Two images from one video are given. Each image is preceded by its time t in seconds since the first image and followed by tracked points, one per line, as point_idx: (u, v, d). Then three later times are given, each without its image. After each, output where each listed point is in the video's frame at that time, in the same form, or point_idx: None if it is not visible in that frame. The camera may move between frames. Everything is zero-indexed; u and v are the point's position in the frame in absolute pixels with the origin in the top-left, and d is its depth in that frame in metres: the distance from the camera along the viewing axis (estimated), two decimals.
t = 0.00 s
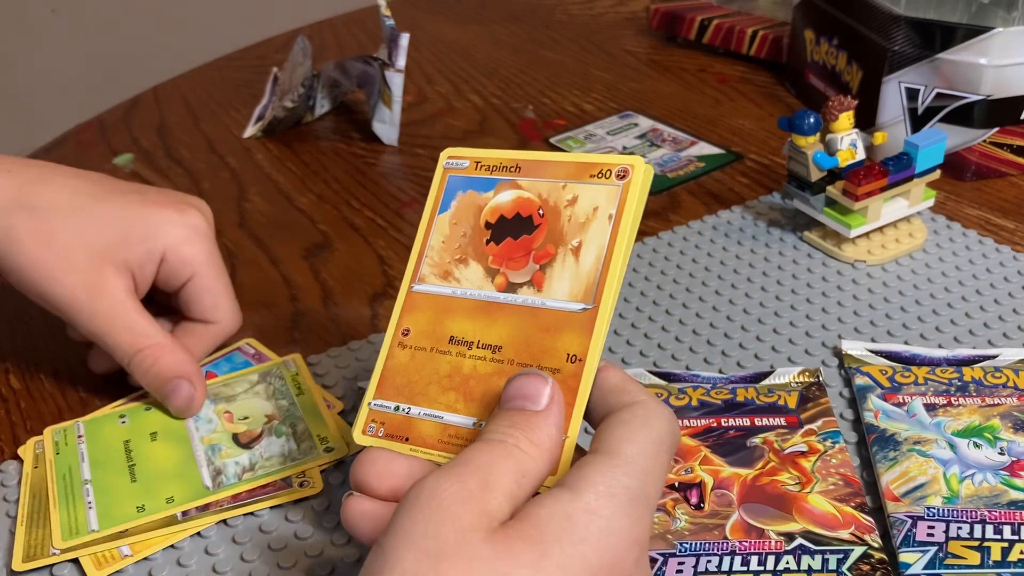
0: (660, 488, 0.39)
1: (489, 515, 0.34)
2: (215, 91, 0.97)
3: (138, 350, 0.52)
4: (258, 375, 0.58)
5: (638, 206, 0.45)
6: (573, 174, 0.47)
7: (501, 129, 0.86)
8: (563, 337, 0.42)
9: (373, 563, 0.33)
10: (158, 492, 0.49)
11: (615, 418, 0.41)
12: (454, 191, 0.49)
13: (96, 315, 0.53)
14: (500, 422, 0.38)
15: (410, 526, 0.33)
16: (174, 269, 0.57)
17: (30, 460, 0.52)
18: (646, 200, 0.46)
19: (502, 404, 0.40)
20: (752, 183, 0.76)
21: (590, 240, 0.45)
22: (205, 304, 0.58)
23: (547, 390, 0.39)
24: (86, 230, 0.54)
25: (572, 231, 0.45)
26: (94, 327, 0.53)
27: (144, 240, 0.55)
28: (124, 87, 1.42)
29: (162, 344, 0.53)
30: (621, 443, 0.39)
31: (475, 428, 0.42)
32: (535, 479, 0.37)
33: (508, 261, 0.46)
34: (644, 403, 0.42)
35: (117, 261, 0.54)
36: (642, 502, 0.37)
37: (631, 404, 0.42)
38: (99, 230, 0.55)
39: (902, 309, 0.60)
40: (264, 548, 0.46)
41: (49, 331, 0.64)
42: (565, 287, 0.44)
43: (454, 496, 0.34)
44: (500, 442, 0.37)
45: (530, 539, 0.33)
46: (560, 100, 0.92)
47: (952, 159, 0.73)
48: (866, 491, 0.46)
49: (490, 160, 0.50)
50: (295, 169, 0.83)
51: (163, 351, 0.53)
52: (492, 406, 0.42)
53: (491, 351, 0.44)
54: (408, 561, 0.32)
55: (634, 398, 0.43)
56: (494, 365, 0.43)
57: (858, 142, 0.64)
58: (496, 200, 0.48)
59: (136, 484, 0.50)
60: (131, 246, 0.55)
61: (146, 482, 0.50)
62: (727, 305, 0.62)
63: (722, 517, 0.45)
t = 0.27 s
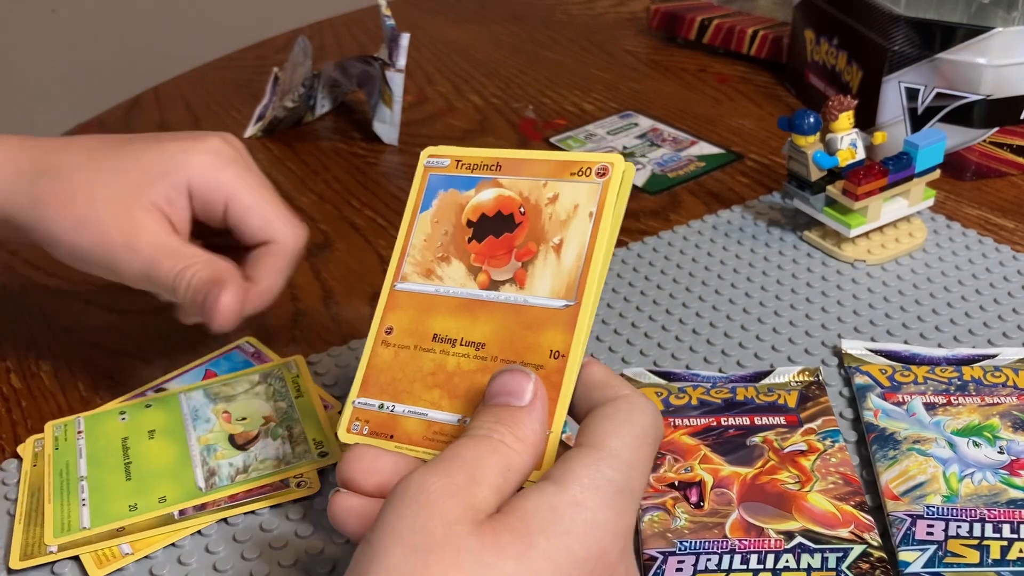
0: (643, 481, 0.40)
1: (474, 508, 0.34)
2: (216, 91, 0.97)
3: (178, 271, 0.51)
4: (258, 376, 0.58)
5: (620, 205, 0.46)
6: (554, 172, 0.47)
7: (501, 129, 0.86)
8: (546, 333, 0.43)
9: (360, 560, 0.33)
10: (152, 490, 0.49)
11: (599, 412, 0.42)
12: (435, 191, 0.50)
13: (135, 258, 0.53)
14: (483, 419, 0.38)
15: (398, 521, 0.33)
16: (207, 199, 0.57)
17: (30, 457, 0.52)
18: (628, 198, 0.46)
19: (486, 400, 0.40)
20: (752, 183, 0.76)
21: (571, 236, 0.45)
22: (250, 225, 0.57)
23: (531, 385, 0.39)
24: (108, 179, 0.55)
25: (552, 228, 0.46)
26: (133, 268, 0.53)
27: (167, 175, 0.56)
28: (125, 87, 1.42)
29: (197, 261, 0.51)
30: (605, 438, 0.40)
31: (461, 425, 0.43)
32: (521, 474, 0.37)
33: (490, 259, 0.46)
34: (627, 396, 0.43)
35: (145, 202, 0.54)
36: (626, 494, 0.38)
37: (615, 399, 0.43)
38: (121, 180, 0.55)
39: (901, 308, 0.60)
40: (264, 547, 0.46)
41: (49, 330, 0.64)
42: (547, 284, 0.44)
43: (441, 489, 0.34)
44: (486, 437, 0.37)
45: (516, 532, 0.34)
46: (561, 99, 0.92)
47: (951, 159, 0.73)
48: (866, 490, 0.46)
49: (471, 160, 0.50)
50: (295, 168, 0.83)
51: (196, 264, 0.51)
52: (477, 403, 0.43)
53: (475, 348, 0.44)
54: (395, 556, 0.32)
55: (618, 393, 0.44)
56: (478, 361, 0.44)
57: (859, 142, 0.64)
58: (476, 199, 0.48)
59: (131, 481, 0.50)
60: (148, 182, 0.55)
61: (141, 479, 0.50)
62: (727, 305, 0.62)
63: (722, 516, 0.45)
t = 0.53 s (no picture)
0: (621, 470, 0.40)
1: (457, 502, 0.34)
2: (216, 91, 0.97)
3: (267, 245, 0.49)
4: (258, 376, 0.58)
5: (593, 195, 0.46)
6: (527, 167, 0.48)
7: (502, 129, 0.86)
8: (522, 327, 0.43)
9: (344, 558, 0.32)
10: (152, 490, 0.49)
11: (578, 403, 0.42)
12: (409, 187, 0.50)
13: (220, 254, 0.51)
14: (462, 413, 0.38)
15: (379, 516, 0.33)
16: (280, 191, 0.56)
17: (29, 457, 0.52)
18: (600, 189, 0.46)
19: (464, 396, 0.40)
20: (751, 183, 0.76)
21: (545, 229, 0.45)
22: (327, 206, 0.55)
23: (508, 379, 0.39)
24: (170, 191, 0.54)
25: (527, 222, 0.46)
26: (213, 267, 0.51)
27: (231, 179, 0.55)
28: (125, 87, 1.42)
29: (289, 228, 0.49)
30: (584, 427, 0.40)
31: (439, 420, 0.43)
32: (500, 467, 0.37)
33: (466, 254, 0.46)
34: (605, 387, 0.43)
35: (213, 203, 0.54)
36: (605, 481, 0.38)
37: (593, 390, 0.43)
38: (186, 189, 0.54)
39: (901, 309, 0.60)
40: (263, 547, 0.46)
41: (49, 330, 0.64)
42: (522, 278, 0.44)
43: (421, 485, 0.34)
44: (464, 433, 0.37)
45: (499, 524, 0.34)
46: (561, 100, 0.92)
47: (951, 159, 0.73)
48: (865, 491, 0.46)
49: (445, 156, 0.51)
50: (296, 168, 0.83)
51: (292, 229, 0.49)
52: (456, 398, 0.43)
53: (452, 344, 0.44)
54: (380, 553, 0.32)
55: (595, 383, 0.43)
56: (455, 357, 0.44)
57: (858, 142, 0.64)
58: (451, 195, 0.48)
59: (131, 481, 0.50)
60: (210, 185, 0.55)
61: (141, 479, 0.50)
62: (727, 305, 0.62)
63: (722, 516, 0.45)
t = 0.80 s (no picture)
0: (628, 475, 0.40)
1: (464, 507, 0.34)
2: (216, 91, 0.97)
3: (284, 240, 0.46)
4: (258, 376, 0.58)
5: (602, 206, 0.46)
6: (530, 168, 0.47)
7: (502, 129, 0.86)
8: (524, 330, 0.43)
9: (352, 562, 0.33)
10: (152, 490, 0.49)
11: (586, 408, 0.42)
12: (410, 182, 0.50)
13: (234, 247, 0.49)
14: (466, 418, 0.38)
15: (387, 520, 0.33)
16: (294, 189, 0.56)
17: (29, 456, 0.52)
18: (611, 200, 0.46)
19: (467, 399, 0.40)
20: (752, 183, 0.76)
21: (548, 234, 0.45)
22: (341, 205, 0.55)
23: (511, 385, 0.39)
24: (184, 189, 0.54)
25: (530, 225, 0.46)
26: (223, 261, 0.49)
27: (249, 174, 0.55)
28: (125, 87, 1.42)
29: (308, 226, 0.47)
30: (590, 433, 0.40)
31: (438, 421, 0.43)
32: (506, 469, 0.37)
33: (467, 254, 0.46)
34: (612, 393, 0.43)
35: (229, 199, 0.53)
36: (612, 486, 0.38)
37: (601, 395, 0.43)
38: (201, 186, 0.54)
39: (901, 309, 0.60)
40: (264, 546, 0.46)
41: (50, 330, 0.64)
42: (524, 281, 0.45)
43: (429, 490, 0.34)
44: (469, 437, 0.37)
45: (501, 527, 0.34)
46: (561, 100, 0.92)
47: (951, 159, 0.73)
48: (865, 491, 0.46)
49: (446, 152, 0.50)
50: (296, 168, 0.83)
51: (311, 228, 0.46)
52: (456, 399, 0.43)
53: (452, 344, 0.44)
54: (388, 556, 0.32)
55: (603, 389, 0.44)
56: (456, 358, 0.44)
57: (859, 142, 0.64)
58: (452, 192, 0.48)
59: (131, 481, 0.50)
60: (226, 183, 0.54)
61: (141, 479, 0.50)
62: (727, 305, 0.62)
63: (722, 516, 0.45)
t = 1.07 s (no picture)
0: (632, 483, 0.40)
1: (476, 512, 0.35)
2: (216, 91, 0.97)
3: (283, 241, 0.46)
4: (258, 376, 0.58)
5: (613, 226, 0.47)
6: (529, 175, 0.47)
7: (501, 129, 0.86)
8: (521, 337, 0.44)
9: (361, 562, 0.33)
10: (151, 490, 0.49)
11: (589, 417, 0.43)
12: (406, 186, 0.49)
13: (234, 247, 0.49)
14: (483, 425, 0.39)
15: (400, 521, 0.33)
16: (298, 192, 0.56)
17: (29, 456, 0.52)
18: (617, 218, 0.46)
19: (483, 406, 0.40)
20: (751, 183, 0.76)
21: (547, 243, 0.45)
22: (343, 209, 0.54)
23: (528, 396, 0.39)
24: (187, 190, 0.54)
25: (527, 233, 0.46)
26: (222, 261, 0.49)
27: (252, 177, 0.55)
28: (125, 87, 1.42)
29: (309, 228, 0.47)
30: (594, 442, 0.40)
31: (433, 426, 0.43)
32: (517, 480, 0.38)
33: (464, 260, 0.46)
34: (616, 404, 0.44)
35: (233, 202, 0.53)
36: (616, 494, 0.39)
37: (604, 406, 0.44)
38: (206, 188, 0.54)
39: (901, 309, 0.60)
40: (263, 547, 0.46)
41: (49, 330, 0.64)
42: (521, 289, 0.45)
43: (442, 493, 0.34)
44: (485, 444, 0.37)
45: (499, 530, 0.34)
46: (561, 100, 0.92)
47: (951, 159, 0.73)
48: (865, 491, 0.46)
49: (443, 156, 0.50)
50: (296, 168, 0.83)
51: (312, 228, 0.46)
52: (452, 403, 0.43)
53: (449, 350, 0.44)
54: (398, 557, 0.32)
55: (607, 401, 0.44)
56: (452, 363, 0.44)
57: (858, 143, 0.64)
58: (450, 197, 0.48)
59: (131, 481, 0.50)
60: (231, 185, 0.54)
61: (141, 479, 0.50)
62: (726, 305, 0.62)
63: (721, 517, 0.45)
